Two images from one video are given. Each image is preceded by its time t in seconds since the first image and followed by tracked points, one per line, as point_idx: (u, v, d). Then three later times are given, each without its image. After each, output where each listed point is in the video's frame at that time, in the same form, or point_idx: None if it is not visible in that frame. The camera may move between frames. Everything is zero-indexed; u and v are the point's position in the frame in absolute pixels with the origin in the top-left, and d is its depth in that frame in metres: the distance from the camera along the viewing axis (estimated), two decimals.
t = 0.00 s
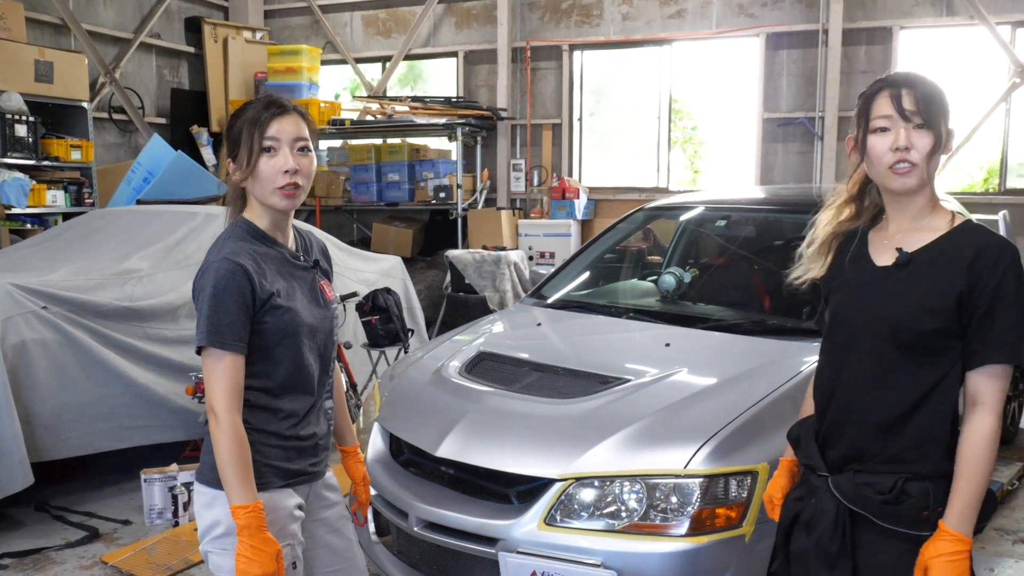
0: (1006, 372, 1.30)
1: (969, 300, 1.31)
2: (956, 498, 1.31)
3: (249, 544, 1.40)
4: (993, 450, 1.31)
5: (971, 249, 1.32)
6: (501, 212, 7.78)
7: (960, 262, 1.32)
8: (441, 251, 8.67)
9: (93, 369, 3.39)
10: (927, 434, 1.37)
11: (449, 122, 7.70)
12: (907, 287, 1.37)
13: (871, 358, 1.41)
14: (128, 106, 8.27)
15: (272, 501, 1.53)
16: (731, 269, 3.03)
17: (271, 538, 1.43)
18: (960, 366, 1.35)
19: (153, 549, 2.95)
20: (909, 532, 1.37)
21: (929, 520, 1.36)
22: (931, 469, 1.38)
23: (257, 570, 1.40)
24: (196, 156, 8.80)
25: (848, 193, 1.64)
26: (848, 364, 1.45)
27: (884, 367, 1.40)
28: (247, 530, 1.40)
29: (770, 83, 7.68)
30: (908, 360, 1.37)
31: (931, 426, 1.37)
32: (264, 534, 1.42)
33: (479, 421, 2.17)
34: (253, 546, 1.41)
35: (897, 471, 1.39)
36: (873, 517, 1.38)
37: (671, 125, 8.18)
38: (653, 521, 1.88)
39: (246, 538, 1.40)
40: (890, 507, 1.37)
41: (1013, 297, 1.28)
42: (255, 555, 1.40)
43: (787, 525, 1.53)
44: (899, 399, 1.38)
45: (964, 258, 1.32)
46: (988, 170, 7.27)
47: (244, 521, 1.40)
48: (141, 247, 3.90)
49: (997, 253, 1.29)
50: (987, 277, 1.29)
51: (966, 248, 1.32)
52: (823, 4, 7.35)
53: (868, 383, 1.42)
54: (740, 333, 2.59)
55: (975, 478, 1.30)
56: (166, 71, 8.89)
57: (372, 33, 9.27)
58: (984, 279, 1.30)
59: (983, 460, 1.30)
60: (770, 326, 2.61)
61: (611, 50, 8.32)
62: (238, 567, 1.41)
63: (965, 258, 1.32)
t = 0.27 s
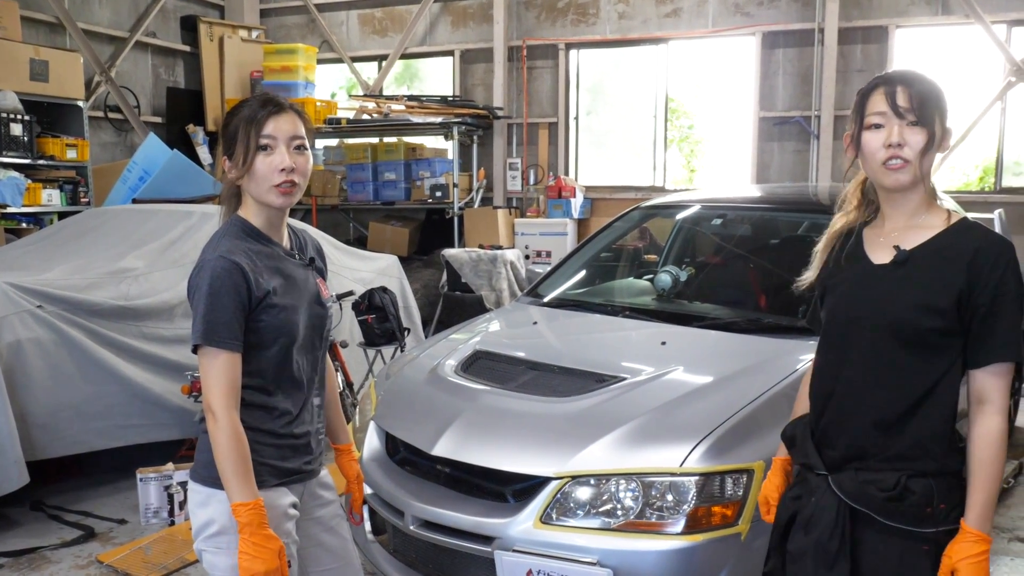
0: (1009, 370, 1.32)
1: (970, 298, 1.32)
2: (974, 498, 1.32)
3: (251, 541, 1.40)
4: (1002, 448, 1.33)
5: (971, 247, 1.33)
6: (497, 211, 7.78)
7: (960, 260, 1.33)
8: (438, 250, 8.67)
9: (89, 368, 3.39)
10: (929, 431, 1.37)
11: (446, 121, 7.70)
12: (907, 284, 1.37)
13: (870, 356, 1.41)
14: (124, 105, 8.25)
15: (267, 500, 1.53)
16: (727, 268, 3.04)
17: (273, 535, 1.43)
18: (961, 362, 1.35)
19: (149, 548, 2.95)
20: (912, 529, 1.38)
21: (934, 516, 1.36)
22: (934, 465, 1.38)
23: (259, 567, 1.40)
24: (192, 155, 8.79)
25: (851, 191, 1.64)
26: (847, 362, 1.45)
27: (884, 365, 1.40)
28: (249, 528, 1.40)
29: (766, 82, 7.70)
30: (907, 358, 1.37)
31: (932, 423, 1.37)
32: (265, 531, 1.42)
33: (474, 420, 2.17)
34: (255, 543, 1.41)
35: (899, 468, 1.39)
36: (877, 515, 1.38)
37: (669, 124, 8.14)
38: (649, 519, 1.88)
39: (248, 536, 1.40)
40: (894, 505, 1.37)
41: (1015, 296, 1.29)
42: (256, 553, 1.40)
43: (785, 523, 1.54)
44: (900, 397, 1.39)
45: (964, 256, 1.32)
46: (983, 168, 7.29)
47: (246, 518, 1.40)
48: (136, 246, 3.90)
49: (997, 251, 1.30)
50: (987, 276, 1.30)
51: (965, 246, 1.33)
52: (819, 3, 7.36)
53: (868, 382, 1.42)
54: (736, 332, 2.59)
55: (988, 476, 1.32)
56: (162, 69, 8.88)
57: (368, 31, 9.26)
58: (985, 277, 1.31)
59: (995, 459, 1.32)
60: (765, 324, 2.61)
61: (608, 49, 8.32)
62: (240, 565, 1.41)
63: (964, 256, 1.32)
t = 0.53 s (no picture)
0: (997, 369, 1.31)
1: (958, 296, 1.32)
2: (958, 497, 1.32)
3: (244, 541, 1.40)
4: (989, 447, 1.32)
5: (960, 244, 1.33)
6: (494, 210, 7.78)
7: (948, 257, 1.33)
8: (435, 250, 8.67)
9: (85, 367, 3.38)
10: (920, 429, 1.38)
11: (443, 120, 7.71)
12: (897, 283, 1.37)
13: (861, 355, 1.42)
14: (120, 104, 8.24)
15: (263, 498, 1.53)
16: (724, 267, 3.04)
17: (267, 534, 1.43)
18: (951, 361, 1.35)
19: (145, 548, 2.95)
20: (904, 528, 1.38)
21: (925, 516, 1.36)
22: (925, 465, 1.38)
23: (252, 566, 1.40)
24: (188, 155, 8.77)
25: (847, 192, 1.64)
26: (840, 361, 1.46)
27: (875, 363, 1.40)
28: (243, 527, 1.40)
29: (762, 81, 7.70)
30: (900, 356, 1.38)
31: (924, 421, 1.38)
32: (259, 530, 1.42)
33: (471, 419, 2.17)
34: (249, 542, 1.41)
35: (892, 467, 1.39)
36: (869, 514, 1.39)
37: (666, 123, 8.20)
38: (646, 518, 1.88)
39: (241, 535, 1.40)
40: (886, 504, 1.37)
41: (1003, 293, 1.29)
42: (250, 552, 1.40)
43: (782, 521, 1.54)
44: (890, 396, 1.39)
45: (953, 253, 1.33)
46: (980, 167, 7.30)
47: (240, 517, 1.40)
48: (133, 245, 3.89)
49: (986, 248, 1.31)
50: (976, 273, 1.31)
51: (954, 243, 1.33)
52: (816, 3, 7.36)
53: (860, 381, 1.42)
54: (733, 331, 2.59)
55: (973, 474, 1.32)
56: (159, 69, 8.86)
57: (365, 31, 9.25)
58: (973, 275, 1.31)
59: (980, 457, 1.32)
60: (762, 323, 2.62)
61: (604, 48, 8.32)
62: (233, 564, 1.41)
63: (953, 254, 1.33)
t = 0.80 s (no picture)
0: (985, 367, 1.30)
1: (947, 294, 1.32)
2: (940, 495, 1.32)
3: (235, 540, 1.40)
4: (974, 446, 1.30)
5: (949, 242, 1.33)
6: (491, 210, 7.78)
7: (938, 256, 1.33)
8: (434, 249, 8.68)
9: (83, 367, 3.38)
10: (912, 428, 1.38)
11: (440, 120, 7.71)
12: (888, 281, 1.38)
13: (853, 353, 1.43)
14: (118, 104, 8.23)
15: (258, 498, 1.53)
16: (721, 267, 3.04)
17: (258, 534, 1.43)
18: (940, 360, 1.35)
19: (143, 547, 2.95)
20: (895, 527, 1.38)
21: (915, 516, 1.36)
22: (917, 464, 1.38)
23: (242, 566, 1.40)
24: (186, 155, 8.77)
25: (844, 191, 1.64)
26: (834, 359, 1.46)
27: (867, 361, 1.41)
28: (233, 526, 1.40)
29: (760, 81, 7.71)
30: (891, 355, 1.38)
31: (914, 420, 1.37)
32: (250, 530, 1.42)
33: (468, 418, 2.17)
34: (239, 542, 1.41)
35: (885, 467, 1.40)
36: (861, 513, 1.39)
37: (664, 123, 8.18)
38: (643, 517, 1.89)
39: (232, 534, 1.40)
40: (877, 503, 1.38)
41: (991, 291, 1.28)
42: (240, 551, 1.40)
43: (777, 519, 1.54)
44: (880, 394, 1.40)
45: (943, 251, 1.33)
46: (977, 167, 7.31)
47: (230, 517, 1.40)
48: (130, 245, 3.89)
49: (975, 246, 1.30)
50: (964, 271, 1.30)
51: (944, 241, 1.34)
52: (814, 2, 7.37)
53: (852, 379, 1.43)
54: (729, 330, 2.60)
55: (956, 473, 1.31)
56: (156, 69, 8.86)
57: (363, 30, 9.25)
58: (962, 273, 1.30)
59: (964, 456, 1.31)
60: (759, 323, 2.62)
61: (602, 48, 8.33)
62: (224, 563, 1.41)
63: (942, 252, 1.33)
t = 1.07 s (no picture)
0: (981, 363, 1.31)
1: (942, 290, 1.32)
2: (937, 491, 1.32)
3: (233, 539, 1.40)
4: (971, 442, 1.31)
5: (944, 238, 1.33)
6: (490, 210, 7.77)
7: (933, 252, 1.33)
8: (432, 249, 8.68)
9: (81, 367, 3.38)
10: (909, 427, 1.38)
11: (439, 120, 7.71)
12: (883, 278, 1.38)
13: (848, 350, 1.43)
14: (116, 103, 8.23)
15: (256, 498, 1.53)
16: (720, 266, 3.04)
17: (256, 532, 1.43)
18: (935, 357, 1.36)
19: (141, 547, 2.95)
20: (893, 527, 1.38)
21: (914, 515, 1.37)
22: (914, 463, 1.38)
23: (240, 564, 1.40)
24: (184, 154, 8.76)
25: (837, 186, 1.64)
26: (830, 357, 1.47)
27: (862, 359, 1.41)
28: (231, 524, 1.40)
29: (758, 80, 7.72)
30: (887, 352, 1.38)
31: (912, 419, 1.38)
32: (248, 528, 1.42)
33: (466, 418, 2.17)
34: (237, 540, 1.41)
35: (883, 466, 1.40)
36: (860, 513, 1.39)
37: (662, 123, 8.19)
38: (641, 516, 1.89)
39: (230, 533, 1.41)
40: (876, 502, 1.38)
41: (986, 287, 1.29)
42: (239, 550, 1.40)
43: (775, 520, 1.55)
44: (876, 392, 1.40)
45: (937, 248, 1.33)
46: (976, 167, 7.32)
47: (228, 515, 1.40)
48: (129, 244, 3.89)
49: (970, 242, 1.31)
50: (959, 268, 1.31)
51: (939, 237, 1.34)
52: (812, 2, 7.38)
53: (848, 377, 1.43)
54: (727, 330, 2.60)
55: (953, 469, 1.31)
56: (155, 68, 8.85)
57: (361, 30, 9.25)
58: (957, 269, 1.31)
59: (961, 452, 1.31)
60: (757, 322, 2.62)
61: (600, 47, 8.33)
62: (222, 562, 1.41)
63: (937, 249, 1.33)
